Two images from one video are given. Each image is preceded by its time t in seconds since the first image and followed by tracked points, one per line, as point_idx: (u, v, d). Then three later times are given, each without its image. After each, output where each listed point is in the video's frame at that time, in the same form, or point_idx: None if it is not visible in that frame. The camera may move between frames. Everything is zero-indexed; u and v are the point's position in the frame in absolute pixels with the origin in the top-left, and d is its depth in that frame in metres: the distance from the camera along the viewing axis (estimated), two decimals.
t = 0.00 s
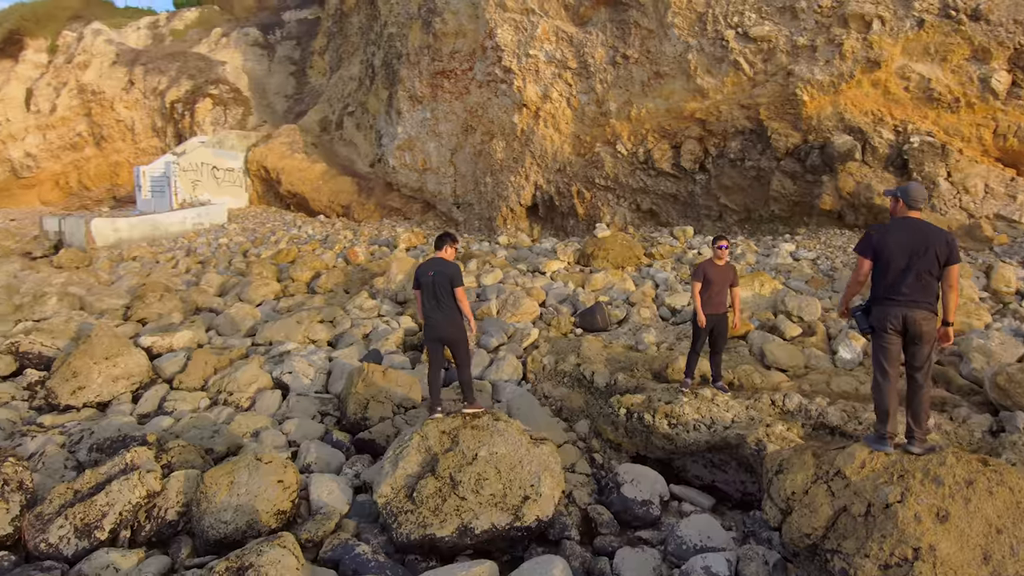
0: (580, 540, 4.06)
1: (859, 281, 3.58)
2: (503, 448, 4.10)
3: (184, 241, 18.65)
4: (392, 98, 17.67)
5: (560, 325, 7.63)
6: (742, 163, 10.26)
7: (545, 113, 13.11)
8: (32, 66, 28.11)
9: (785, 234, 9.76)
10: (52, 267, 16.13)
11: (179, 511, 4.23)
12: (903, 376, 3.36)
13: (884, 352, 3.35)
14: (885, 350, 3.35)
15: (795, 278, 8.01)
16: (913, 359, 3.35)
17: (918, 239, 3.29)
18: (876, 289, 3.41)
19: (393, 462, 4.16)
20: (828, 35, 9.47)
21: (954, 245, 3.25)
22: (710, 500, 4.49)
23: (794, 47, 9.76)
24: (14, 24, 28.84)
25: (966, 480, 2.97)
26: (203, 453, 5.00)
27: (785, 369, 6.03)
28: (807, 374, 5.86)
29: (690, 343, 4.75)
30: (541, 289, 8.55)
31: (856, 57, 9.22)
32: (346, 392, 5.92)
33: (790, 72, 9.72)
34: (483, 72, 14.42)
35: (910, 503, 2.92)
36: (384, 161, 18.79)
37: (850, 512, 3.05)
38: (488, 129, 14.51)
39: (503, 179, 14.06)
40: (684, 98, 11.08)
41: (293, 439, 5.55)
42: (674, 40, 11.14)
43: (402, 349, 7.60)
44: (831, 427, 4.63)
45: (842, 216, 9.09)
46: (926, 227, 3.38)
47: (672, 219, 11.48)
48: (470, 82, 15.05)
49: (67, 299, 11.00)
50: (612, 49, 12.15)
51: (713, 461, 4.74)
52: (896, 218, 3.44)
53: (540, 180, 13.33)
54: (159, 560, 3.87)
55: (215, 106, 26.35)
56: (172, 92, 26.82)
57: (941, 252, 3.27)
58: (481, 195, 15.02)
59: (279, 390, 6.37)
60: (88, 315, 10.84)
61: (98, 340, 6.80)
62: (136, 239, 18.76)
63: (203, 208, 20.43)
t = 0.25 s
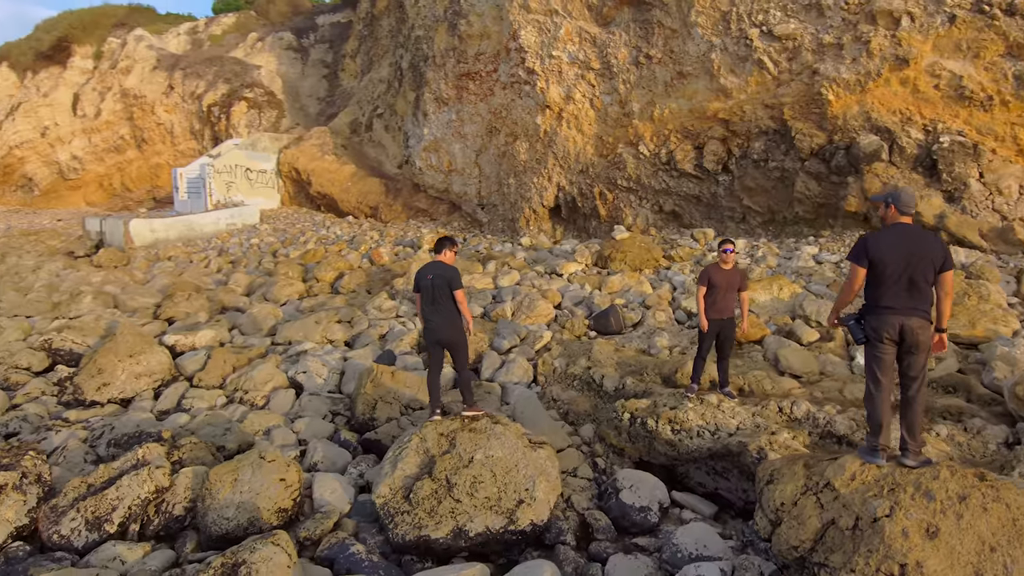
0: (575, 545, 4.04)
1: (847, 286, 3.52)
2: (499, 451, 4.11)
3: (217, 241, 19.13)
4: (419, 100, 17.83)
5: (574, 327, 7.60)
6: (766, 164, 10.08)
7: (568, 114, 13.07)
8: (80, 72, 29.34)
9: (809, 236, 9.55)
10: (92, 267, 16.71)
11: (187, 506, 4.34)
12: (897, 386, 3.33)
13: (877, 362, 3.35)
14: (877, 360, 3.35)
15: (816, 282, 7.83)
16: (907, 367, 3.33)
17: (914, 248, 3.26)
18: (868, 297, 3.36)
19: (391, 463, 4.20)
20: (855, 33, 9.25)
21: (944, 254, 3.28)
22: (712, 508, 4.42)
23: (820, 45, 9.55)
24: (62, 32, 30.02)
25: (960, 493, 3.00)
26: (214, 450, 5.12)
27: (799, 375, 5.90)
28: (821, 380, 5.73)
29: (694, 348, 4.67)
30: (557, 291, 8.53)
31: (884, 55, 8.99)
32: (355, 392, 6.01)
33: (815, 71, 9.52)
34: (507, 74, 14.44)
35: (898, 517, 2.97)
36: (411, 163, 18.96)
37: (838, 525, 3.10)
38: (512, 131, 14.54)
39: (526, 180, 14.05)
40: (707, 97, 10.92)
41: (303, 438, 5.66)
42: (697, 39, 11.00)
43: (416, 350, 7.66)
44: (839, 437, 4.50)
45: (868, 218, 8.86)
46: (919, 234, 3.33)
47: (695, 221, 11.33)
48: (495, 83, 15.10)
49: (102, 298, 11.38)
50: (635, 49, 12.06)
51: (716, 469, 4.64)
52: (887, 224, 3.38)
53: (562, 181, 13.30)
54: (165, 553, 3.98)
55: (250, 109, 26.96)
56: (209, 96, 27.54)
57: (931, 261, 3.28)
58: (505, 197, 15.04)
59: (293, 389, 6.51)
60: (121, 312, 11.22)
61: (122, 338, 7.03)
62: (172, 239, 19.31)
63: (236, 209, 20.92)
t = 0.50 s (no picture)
0: (568, 549, 4.04)
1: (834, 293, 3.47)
2: (494, 454, 4.13)
3: (248, 241, 19.56)
4: (444, 102, 17.94)
5: (586, 330, 7.58)
6: (789, 165, 9.89)
7: (590, 115, 13.01)
8: (123, 77, 30.45)
9: (833, 238, 9.33)
10: (129, 266, 17.27)
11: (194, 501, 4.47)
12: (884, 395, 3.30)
13: (863, 371, 3.32)
14: (864, 368, 3.32)
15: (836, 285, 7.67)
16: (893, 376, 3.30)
17: (902, 256, 3.22)
18: (855, 305, 3.33)
19: (389, 463, 4.26)
20: (881, 30, 9.03)
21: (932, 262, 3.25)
22: (712, 515, 4.36)
23: (845, 43, 9.34)
24: (106, 39, 31.08)
25: (947, 507, 2.99)
26: (224, 447, 5.25)
27: (811, 381, 5.78)
28: (833, 386, 5.61)
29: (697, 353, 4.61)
30: (572, 294, 8.51)
31: (911, 52, 8.78)
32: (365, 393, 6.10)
33: (839, 69, 9.32)
34: (530, 75, 14.45)
35: (880, 530, 2.97)
36: (437, 164, 19.10)
37: (821, 536, 3.13)
38: (535, 132, 14.54)
39: (548, 181, 14.03)
40: (729, 97, 10.76)
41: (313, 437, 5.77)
42: (720, 39, 10.85)
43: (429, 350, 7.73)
44: (843, 445, 4.39)
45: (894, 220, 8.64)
46: (906, 241, 3.29)
47: (717, 222, 11.17)
48: (518, 85, 15.13)
49: (134, 297, 11.74)
50: (657, 49, 11.95)
51: (716, 476, 4.57)
52: (874, 230, 3.33)
53: (584, 182, 13.24)
54: (171, 546, 4.11)
55: (283, 111, 27.49)
56: (243, 99, 28.18)
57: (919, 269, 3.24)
58: (527, 198, 15.04)
59: (306, 388, 6.63)
60: (152, 311, 11.55)
61: (145, 337, 7.25)
62: (205, 240, 19.80)
63: (267, 210, 21.35)
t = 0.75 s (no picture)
0: (561, 552, 4.04)
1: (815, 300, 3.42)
2: (488, 455, 4.18)
3: (278, 242, 19.95)
4: (469, 103, 18.04)
5: (598, 332, 7.56)
6: (811, 165, 9.70)
7: (611, 115, 12.94)
8: (163, 81, 31.42)
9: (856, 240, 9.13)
10: (163, 265, 17.80)
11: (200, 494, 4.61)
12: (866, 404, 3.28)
13: (844, 379, 3.30)
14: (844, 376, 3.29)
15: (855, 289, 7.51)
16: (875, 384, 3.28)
17: (886, 264, 3.18)
18: (836, 313, 3.29)
19: (386, 463, 4.34)
20: (906, 27, 8.83)
21: (915, 268, 3.21)
22: (709, 520, 4.31)
23: (869, 41, 9.16)
24: (147, 43, 32.35)
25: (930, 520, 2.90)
26: (234, 443, 5.40)
27: (820, 387, 5.68)
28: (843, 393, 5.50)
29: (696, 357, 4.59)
30: (586, 295, 8.49)
31: (938, 50, 8.55)
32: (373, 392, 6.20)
33: (863, 68, 9.14)
34: (552, 76, 14.45)
35: (856, 541, 2.88)
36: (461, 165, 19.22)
37: (798, 545, 3.05)
38: (557, 133, 14.53)
39: (569, 182, 14.00)
40: (751, 97, 10.60)
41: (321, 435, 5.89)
42: (742, 38, 10.71)
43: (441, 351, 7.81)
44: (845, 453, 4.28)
45: (918, 222, 8.42)
46: (886, 246, 3.25)
47: (739, 224, 11.01)
48: (541, 86, 15.14)
49: (163, 295, 12.10)
50: (679, 49, 11.84)
51: (715, 482, 4.53)
52: (854, 236, 3.28)
53: (605, 183, 13.17)
54: (175, 539, 4.24)
55: (314, 114, 27.97)
56: (276, 102, 28.76)
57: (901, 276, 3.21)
58: (549, 199, 15.03)
59: (318, 387, 6.77)
60: (180, 310, 11.89)
61: (166, 335, 7.49)
62: (236, 240, 20.25)
63: (296, 211, 21.75)
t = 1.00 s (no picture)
0: (551, 553, 4.07)
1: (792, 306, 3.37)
2: (480, 456, 4.23)
3: (305, 242, 20.31)
4: (491, 105, 18.11)
5: (607, 334, 7.54)
6: (831, 166, 9.53)
7: (631, 116, 12.87)
8: (198, 85, 32.28)
9: (877, 243, 8.94)
10: (194, 264, 18.30)
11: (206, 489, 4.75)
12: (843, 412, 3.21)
13: (820, 387, 3.23)
14: (822, 384, 3.24)
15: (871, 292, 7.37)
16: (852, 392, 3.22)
17: (862, 269, 3.13)
18: (812, 319, 3.23)
19: (382, 462, 4.42)
20: (931, 23, 8.69)
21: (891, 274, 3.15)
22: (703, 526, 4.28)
23: (892, 38, 9.02)
24: (183, 48, 33.32)
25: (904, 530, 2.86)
26: (242, 440, 5.55)
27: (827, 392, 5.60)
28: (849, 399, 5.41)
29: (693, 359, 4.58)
30: (597, 297, 8.48)
31: (962, 47, 8.38)
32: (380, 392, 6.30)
33: (885, 66, 8.98)
34: (573, 77, 14.44)
35: (828, 551, 2.84)
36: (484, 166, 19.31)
37: (771, 553, 3.02)
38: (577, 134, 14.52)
39: (589, 183, 13.97)
40: (771, 97, 10.44)
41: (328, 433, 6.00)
42: (762, 36, 10.57)
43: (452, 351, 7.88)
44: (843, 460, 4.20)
45: (941, 223, 8.23)
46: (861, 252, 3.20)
47: (759, 226, 10.85)
48: (562, 87, 15.15)
49: (190, 294, 12.44)
50: (699, 48, 11.74)
51: (710, 487, 4.50)
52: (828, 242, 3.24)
53: (625, 184, 13.09)
54: (179, 531, 4.37)
55: (342, 116, 28.39)
56: (306, 105, 29.27)
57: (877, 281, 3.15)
58: (569, 200, 15.01)
59: (328, 386, 6.90)
60: (206, 308, 12.20)
61: (185, 334, 7.72)
62: (265, 240, 20.65)
63: (323, 211, 22.10)
